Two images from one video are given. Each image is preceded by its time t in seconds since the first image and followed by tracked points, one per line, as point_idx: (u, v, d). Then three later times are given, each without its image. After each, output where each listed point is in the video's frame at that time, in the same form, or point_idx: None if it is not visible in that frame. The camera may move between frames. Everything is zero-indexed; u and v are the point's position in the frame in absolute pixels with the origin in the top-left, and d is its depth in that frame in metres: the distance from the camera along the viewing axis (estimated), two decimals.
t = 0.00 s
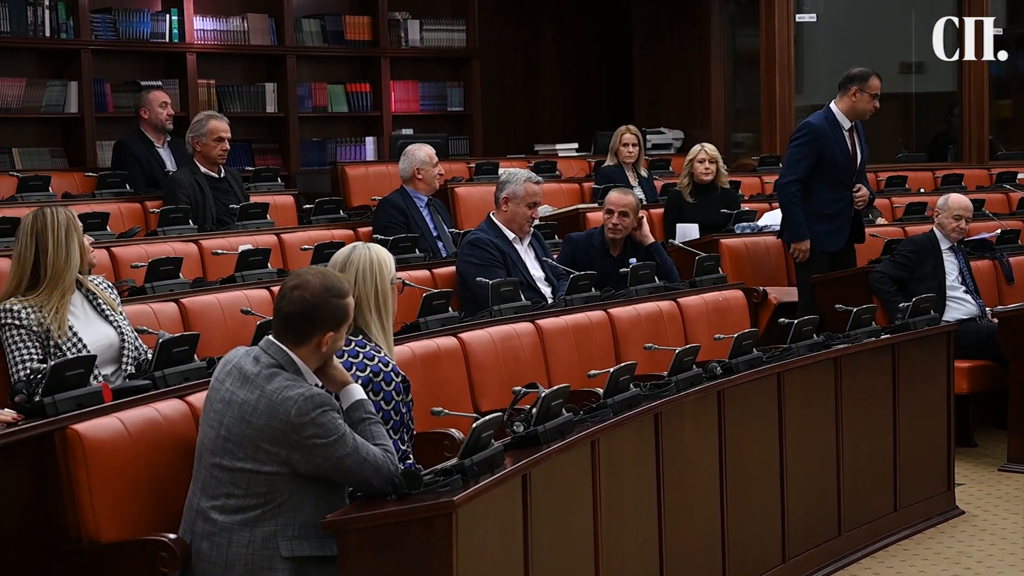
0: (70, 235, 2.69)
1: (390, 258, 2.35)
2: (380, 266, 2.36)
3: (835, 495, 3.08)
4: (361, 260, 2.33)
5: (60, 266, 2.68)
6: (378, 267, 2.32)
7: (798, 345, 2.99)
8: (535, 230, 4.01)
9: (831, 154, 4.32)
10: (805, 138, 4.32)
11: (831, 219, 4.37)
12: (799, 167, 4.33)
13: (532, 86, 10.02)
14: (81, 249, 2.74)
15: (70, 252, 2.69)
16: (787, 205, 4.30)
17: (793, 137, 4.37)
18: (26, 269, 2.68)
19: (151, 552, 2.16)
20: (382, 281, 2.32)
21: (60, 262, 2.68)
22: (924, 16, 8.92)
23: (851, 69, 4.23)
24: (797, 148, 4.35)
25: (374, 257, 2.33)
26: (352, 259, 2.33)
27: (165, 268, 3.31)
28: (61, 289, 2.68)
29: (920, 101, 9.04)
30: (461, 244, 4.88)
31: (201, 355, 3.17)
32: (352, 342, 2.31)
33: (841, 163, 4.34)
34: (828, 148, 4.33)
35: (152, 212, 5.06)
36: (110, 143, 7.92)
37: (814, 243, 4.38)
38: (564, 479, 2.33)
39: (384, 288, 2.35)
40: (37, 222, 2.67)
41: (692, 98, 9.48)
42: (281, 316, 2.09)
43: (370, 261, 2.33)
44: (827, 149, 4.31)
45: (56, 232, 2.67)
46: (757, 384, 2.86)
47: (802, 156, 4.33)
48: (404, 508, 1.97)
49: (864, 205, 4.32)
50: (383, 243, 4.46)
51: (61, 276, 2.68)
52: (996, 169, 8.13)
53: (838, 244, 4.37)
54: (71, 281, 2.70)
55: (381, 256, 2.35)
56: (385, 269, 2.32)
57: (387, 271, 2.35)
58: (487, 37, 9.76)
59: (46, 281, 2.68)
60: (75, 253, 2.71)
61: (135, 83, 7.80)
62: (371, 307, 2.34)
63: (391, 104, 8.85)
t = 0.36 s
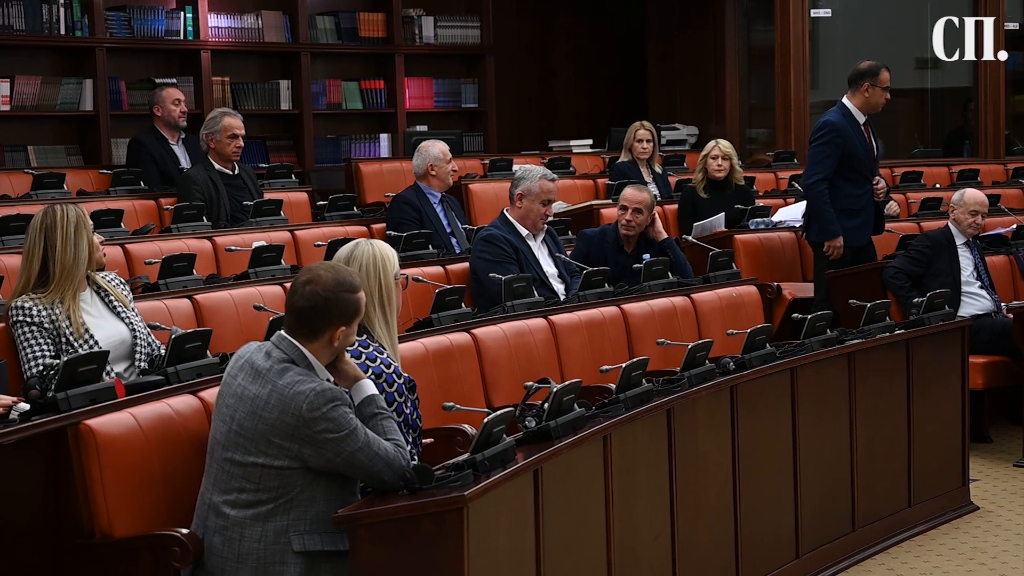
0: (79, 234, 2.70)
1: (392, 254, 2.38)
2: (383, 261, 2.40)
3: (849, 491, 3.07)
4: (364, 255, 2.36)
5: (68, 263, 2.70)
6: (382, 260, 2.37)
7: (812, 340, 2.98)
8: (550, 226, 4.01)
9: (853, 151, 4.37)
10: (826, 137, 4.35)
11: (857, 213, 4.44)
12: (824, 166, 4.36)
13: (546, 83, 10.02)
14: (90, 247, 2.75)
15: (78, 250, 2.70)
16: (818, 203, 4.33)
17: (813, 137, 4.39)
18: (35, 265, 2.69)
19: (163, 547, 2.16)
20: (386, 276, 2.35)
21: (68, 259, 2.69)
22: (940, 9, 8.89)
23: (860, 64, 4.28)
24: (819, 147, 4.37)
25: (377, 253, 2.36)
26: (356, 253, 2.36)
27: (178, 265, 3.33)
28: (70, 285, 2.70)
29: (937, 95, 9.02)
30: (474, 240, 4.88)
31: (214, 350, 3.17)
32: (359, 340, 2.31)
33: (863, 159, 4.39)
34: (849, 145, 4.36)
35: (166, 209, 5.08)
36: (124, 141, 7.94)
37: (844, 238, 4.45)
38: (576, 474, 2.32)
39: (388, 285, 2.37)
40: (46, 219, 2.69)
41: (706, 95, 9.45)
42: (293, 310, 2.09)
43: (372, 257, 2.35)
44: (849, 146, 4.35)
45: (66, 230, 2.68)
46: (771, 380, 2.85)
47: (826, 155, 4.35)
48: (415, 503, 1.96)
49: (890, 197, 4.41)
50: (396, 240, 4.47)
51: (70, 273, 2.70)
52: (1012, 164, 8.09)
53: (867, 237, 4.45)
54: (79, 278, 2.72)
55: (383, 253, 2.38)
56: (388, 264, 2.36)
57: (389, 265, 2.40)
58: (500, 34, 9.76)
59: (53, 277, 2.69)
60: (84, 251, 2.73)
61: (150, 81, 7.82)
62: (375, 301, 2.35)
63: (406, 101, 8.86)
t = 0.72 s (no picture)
0: (86, 231, 2.70)
1: (396, 255, 2.39)
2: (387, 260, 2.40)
3: (859, 486, 3.06)
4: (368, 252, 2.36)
5: (74, 260, 2.70)
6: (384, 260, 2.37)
7: (821, 335, 2.97)
8: (560, 222, 4.00)
9: (883, 143, 4.69)
10: (859, 126, 4.67)
11: (882, 205, 4.77)
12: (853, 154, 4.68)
13: (558, 78, 10.00)
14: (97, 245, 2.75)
15: (85, 247, 2.70)
16: (844, 190, 4.66)
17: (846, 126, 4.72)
18: (44, 262, 2.71)
19: (171, 542, 2.15)
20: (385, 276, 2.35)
21: (74, 255, 2.70)
22: (955, 2, 8.85)
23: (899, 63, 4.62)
24: (851, 136, 4.69)
25: (380, 252, 2.37)
26: (359, 249, 2.36)
27: (187, 260, 3.34)
28: (77, 282, 2.70)
29: (951, 90, 8.96)
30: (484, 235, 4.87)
31: (223, 346, 3.18)
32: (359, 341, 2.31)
33: (891, 153, 4.71)
34: (880, 137, 4.68)
35: (178, 205, 5.10)
36: (135, 137, 7.97)
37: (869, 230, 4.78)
38: (583, 470, 2.31)
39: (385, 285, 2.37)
40: (54, 216, 2.69)
41: (718, 90, 9.41)
42: (298, 305, 2.08)
43: (375, 255, 2.35)
44: (880, 137, 4.67)
45: (73, 228, 2.69)
46: (780, 374, 2.84)
47: (857, 144, 4.67)
48: (422, 498, 1.96)
49: (913, 192, 4.76)
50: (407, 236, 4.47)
51: (77, 270, 2.70)
52: None
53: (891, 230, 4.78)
54: (86, 275, 2.72)
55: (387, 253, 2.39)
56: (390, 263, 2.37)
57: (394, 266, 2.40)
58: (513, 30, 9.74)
59: (62, 273, 2.70)
60: (92, 249, 2.73)
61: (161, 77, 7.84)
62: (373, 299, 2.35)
63: (417, 97, 8.85)
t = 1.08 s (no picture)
0: (93, 227, 2.72)
1: (385, 249, 2.35)
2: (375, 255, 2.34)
3: (870, 479, 3.05)
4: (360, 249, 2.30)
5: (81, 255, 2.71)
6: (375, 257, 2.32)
7: (832, 329, 2.96)
8: (570, 216, 4.00)
9: (907, 131, 4.61)
10: (882, 115, 4.59)
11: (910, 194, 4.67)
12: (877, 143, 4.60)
13: (568, 73, 9.99)
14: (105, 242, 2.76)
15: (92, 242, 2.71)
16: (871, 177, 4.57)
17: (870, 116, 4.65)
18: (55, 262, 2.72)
19: (181, 537, 2.14)
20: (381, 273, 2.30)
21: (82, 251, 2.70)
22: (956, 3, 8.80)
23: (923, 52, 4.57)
24: (874, 125, 4.62)
25: (372, 247, 2.32)
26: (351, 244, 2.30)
27: (199, 256, 3.35)
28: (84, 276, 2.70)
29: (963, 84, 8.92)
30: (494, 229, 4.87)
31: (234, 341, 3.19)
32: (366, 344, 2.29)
33: (917, 141, 4.62)
34: (904, 125, 4.60)
35: (188, 201, 5.11)
36: (146, 133, 7.99)
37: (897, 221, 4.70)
38: (592, 464, 2.30)
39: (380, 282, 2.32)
40: (61, 213, 2.72)
41: (728, 84, 9.39)
42: (306, 301, 2.08)
43: (367, 251, 2.30)
44: (904, 125, 4.59)
45: (80, 222, 2.71)
46: (791, 368, 2.83)
47: (881, 132, 4.60)
48: (431, 492, 1.95)
49: (942, 178, 4.67)
50: (417, 230, 4.47)
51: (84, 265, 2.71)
52: None
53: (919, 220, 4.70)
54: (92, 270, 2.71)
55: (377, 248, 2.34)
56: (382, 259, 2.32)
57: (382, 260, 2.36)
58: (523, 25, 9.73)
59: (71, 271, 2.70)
60: (99, 245, 2.74)
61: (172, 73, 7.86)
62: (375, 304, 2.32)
63: (428, 92, 8.86)
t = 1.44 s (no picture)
0: (102, 224, 2.72)
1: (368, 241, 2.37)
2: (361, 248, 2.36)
3: (880, 472, 3.03)
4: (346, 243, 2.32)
5: (91, 251, 2.72)
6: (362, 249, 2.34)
7: (841, 322, 2.94)
8: (579, 209, 3.99)
9: (939, 127, 4.64)
10: (913, 116, 4.60)
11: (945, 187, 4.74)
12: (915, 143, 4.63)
13: (579, 67, 9.96)
14: (114, 238, 2.77)
15: (101, 239, 2.72)
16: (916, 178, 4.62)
17: (900, 117, 4.65)
18: (63, 256, 2.73)
19: (188, 533, 2.13)
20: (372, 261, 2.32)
21: (90, 247, 2.71)
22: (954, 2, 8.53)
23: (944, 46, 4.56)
24: (907, 126, 4.63)
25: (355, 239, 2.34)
26: (336, 246, 2.27)
27: (207, 252, 3.37)
28: (93, 272, 2.71)
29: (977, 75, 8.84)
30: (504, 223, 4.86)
31: (243, 337, 3.20)
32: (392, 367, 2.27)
33: (949, 134, 4.66)
34: (936, 122, 4.63)
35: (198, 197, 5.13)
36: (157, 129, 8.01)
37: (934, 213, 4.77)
38: (599, 458, 2.29)
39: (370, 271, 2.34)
40: (71, 208, 2.72)
41: (740, 77, 9.34)
42: (311, 297, 2.07)
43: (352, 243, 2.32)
44: (936, 123, 4.62)
45: (90, 219, 2.71)
46: (801, 361, 2.81)
47: (917, 134, 4.62)
48: (438, 486, 1.94)
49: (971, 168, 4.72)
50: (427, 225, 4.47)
51: (93, 261, 2.72)
52: None
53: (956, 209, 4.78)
54: (100, 267, 2.73)
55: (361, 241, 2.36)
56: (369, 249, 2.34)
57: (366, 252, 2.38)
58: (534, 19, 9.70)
59: (78, 265, 2.71)
60: (108, 241, 2.74)
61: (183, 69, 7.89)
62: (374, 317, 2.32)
63: (439, 86, 8.84)
